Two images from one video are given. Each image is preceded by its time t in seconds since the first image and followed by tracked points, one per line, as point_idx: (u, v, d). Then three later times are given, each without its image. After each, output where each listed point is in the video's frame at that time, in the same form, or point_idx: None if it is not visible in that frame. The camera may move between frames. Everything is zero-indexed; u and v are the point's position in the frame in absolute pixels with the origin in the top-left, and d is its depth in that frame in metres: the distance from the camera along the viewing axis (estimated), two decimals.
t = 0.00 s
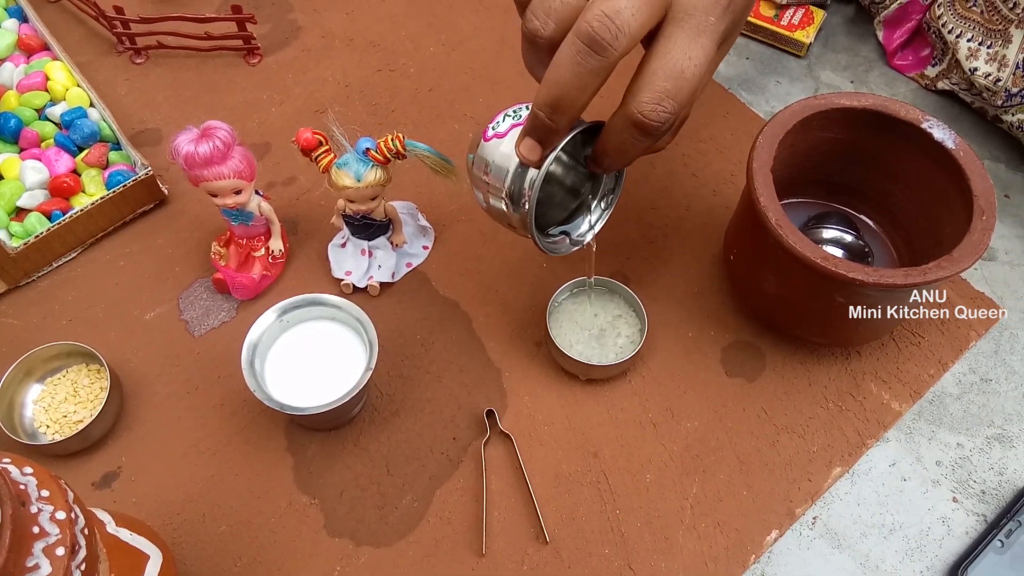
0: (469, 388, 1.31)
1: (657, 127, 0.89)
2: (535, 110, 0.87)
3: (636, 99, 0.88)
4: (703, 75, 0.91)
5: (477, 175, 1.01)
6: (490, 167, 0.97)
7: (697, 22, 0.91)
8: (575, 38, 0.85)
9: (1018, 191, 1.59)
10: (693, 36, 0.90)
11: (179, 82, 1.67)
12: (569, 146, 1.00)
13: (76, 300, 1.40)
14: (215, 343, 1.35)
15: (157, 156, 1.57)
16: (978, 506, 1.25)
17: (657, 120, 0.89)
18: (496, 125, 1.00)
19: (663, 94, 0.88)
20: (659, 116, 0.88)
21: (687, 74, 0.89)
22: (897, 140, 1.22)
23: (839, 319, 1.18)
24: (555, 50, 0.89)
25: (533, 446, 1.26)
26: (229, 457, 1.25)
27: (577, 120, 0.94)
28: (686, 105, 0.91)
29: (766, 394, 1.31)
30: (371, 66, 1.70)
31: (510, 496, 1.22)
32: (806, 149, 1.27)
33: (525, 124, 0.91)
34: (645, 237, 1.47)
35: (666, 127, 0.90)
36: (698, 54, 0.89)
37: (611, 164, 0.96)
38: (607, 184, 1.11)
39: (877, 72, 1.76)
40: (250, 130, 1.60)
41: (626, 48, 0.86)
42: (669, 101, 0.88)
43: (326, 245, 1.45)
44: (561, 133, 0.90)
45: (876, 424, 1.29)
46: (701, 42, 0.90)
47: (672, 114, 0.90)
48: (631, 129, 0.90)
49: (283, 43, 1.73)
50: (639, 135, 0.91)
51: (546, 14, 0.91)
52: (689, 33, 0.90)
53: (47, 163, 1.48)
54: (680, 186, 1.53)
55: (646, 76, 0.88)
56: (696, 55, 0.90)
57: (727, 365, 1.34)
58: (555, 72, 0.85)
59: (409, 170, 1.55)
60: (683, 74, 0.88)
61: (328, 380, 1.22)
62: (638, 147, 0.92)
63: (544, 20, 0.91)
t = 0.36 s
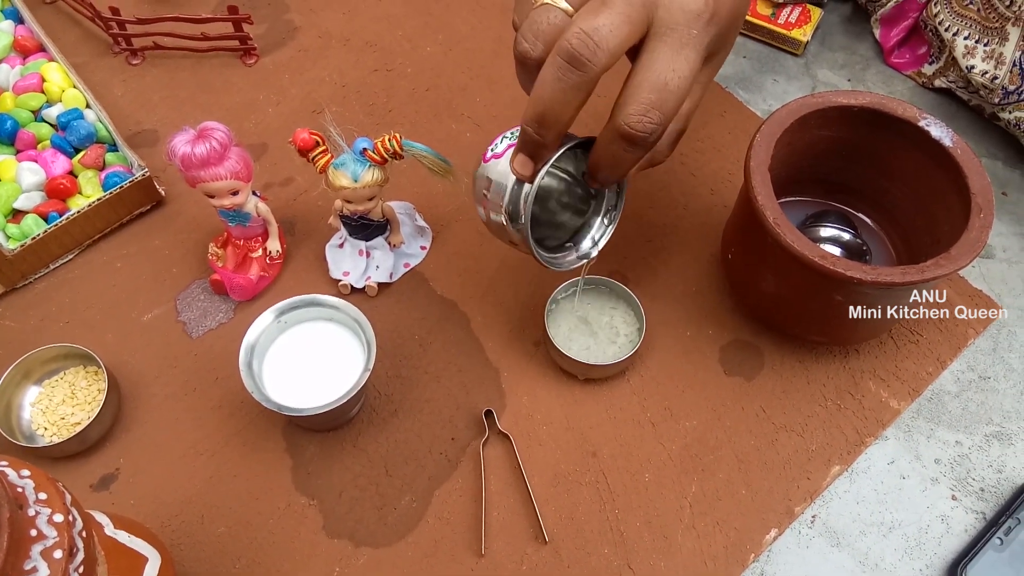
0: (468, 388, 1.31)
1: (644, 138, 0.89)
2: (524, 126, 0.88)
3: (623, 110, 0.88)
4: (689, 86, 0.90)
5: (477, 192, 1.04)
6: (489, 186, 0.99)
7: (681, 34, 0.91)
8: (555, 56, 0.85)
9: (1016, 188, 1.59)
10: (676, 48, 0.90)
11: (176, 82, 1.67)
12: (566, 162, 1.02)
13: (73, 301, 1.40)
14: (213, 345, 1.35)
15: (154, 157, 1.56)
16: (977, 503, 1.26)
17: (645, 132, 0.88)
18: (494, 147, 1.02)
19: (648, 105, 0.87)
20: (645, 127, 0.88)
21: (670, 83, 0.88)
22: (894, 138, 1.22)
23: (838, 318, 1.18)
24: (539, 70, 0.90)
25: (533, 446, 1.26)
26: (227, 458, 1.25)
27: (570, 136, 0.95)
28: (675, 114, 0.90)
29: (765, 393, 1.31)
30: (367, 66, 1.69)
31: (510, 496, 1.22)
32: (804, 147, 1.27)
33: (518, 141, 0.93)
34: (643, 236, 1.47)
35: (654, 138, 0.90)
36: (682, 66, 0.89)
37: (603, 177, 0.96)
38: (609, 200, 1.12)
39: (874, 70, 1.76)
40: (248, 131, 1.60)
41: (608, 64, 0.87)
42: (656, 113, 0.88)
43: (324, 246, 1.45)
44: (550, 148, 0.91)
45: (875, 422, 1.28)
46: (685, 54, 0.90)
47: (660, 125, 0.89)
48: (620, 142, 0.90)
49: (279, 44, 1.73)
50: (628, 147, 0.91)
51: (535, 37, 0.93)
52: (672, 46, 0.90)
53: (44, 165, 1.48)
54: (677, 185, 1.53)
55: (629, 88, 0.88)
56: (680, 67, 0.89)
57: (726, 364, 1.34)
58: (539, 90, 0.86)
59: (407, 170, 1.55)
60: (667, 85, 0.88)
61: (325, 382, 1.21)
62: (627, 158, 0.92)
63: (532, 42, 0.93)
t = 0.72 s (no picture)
0: (467, 387, 1.31)
1: (577, 92, 0.96)
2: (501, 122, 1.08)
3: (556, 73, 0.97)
4: (620, 44, 0.98)
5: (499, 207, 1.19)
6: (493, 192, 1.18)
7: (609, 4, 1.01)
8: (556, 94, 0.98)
9: (1015, 185, 1.59)
10: (603, 14, 1.00)
11: (174, 82, 1.67)
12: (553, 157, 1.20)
13: (71, 302, 1.39)
14: (213, 345, 1.35)
15: (152, 157, 1.56)
16: (977, 501, 1.26)
17: (574, 85, 0.96)
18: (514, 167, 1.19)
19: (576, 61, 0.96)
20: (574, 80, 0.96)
21: (597, 42, 0.97)
22: (894, 135, 1.22)
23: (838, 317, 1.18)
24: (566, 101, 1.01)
25: (532, 446, 1.26)
26: (227, 459, 1.25)
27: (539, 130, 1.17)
28: (606, 67, 0.97)
29: (764, 391, 1.31)
30: (366, 64, 1.69)
31: (509, 496, 1.22)
32: (804, 145, 1.27)
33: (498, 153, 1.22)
34: (642, 234, 1.47)
35: (588, 92, 0.97)
36: (609, 27, 0.98)
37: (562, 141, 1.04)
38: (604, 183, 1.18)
39: (873, 67, 1.76)
40: (246, 131, 1.59)
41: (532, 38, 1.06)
42: (583, 68, 0.96)
43: (323, 245, 1.45)
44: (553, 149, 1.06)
45: (875, 420, 1.28)
46: (613, 18, 0.99)
47: (589, 77, 0.96)
48: (559, 102, 0.98)
49: (277, 43, 1.73)
50: (570, 107, 0.98)
51: (513, 22, 1.08)
52: (600, 15, 1.00)
53: (42, 165, 1.48)
54: (676, 184, 1.53)
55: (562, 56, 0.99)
56: (607, 28, 0.98)
57: (725, 362, 1.34)
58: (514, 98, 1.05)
59: (406, 169, 1.54)
60: (592, 44, 0.97)
61: (325, 382, 1.21)
62: (569, 117, 0.99)
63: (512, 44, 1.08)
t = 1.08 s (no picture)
0: (464, 389, 1.31)
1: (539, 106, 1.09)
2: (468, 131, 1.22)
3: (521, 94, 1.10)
4: (580, 65, 1.11)
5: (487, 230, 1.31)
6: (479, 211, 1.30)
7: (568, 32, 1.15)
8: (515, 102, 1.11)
9: (1012, 183, 1.59)
10: (562, 42, 1.13)
11: (168, 84, 1.66)
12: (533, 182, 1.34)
13: (67, 306, 1.39)
14: (209, 348, 1.35)
15: (147, 160, 1.56)
16: (975, 500, 1.26)
17: (535, 100, 1.08)
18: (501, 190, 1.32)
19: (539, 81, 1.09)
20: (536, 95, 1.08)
21: (557, 64, 1.10)
22: (891, 134, 1.22)
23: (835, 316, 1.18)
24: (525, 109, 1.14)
25: (530, 447, 1.26)
26: (224, 462, 1.24)
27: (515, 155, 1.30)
28: (565, 85, 1.10)
29: (762, 390, 1.31)
30: (361, 65, 1.69)
31: (507, 497, 1.21)
32: (799, 144, 1.27)
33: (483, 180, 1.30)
34: (639, 234, 1.47)
35: (548, 107, 1.09)
36: (568, 50, 1.12)
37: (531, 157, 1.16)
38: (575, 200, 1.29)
39: (869, 66, 1.76)
40: (241, 133, 1.59)
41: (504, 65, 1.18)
42: (543, 86, 1.09)
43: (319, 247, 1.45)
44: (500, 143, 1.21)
45: (873, 420, 1.28)
46: (572, 44, 1.13)
47: (548, 94, 1.08)
48: (523, 116, 1.11)
49: (272, 45, 1.72)
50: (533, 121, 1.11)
51: (489, 50, 1.19)
52: (561, 42, 1.14)
53: (36, 168, 1.47)
54: (672, 183, 1.52)
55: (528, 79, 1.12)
56: (566, 51, 1.12)
57: (722, 361, 1.33)
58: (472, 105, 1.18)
59: (402, 170, 1.54)
60: (551, 65, 1.10)
61: (321, 384, 1.21)
62: (534, 130, 1.11)
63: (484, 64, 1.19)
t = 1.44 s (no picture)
0: (463, 391, 1.31)
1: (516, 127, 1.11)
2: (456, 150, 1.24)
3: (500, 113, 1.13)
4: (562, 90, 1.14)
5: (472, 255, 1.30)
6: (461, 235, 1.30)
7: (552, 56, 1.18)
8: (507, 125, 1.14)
9: (1009, 183, 1.59)
10: (546, 65, 1.16)
11: (166, 88, 1.67)
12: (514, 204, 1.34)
13: (66, 310, 1.39)
14: (207, 352, 1.35)
15: (145, 164, 1.56)
16: (973, 500, 1.26)
17: (513, 123, 1.11)
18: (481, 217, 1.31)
19: (517, 103, 1.12)
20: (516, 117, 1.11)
21: (540, 87, 1.13)
22: (887, 135, 1.22)
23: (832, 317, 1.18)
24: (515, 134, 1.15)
25: (528, 449, 1.26)
26: (223, 466, 1.25)
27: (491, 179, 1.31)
28: (545, 110, 1.13)
29: (760, 391, 1.31)
30: (359, 69, 1.69)
31: (506, 499, 1.22)
32: (796, 145, 1.27)
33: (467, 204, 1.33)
34: (636, 235, 1.47)
35: (525, 130, 1.12)
36: (549, 76, 1.14)
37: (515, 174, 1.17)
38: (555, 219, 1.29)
39: (866, 67, 1.76)
40: (239, 136, 1.59)
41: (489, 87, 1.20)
42: (523, 109, 1.12)
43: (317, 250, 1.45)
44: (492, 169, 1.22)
45: (871, 420, 1.28)
46: (555, 70, 1.16)
47: (526, 117, 1.11)
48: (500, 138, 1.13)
49: (269, 48, 1.73)
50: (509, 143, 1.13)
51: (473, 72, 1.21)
52: (545, 66, 1.16)
53: (34, 173, 1.48)
54: (670, 185, 1.53)
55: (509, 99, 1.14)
56: (548, 76, 1.15)
57: (720, 363, 1.34)
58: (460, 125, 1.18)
59: (399, 173, 1.54)
60: (531, 88, 1.13)
61: (319, 387, 1.21)
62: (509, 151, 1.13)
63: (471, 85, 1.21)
